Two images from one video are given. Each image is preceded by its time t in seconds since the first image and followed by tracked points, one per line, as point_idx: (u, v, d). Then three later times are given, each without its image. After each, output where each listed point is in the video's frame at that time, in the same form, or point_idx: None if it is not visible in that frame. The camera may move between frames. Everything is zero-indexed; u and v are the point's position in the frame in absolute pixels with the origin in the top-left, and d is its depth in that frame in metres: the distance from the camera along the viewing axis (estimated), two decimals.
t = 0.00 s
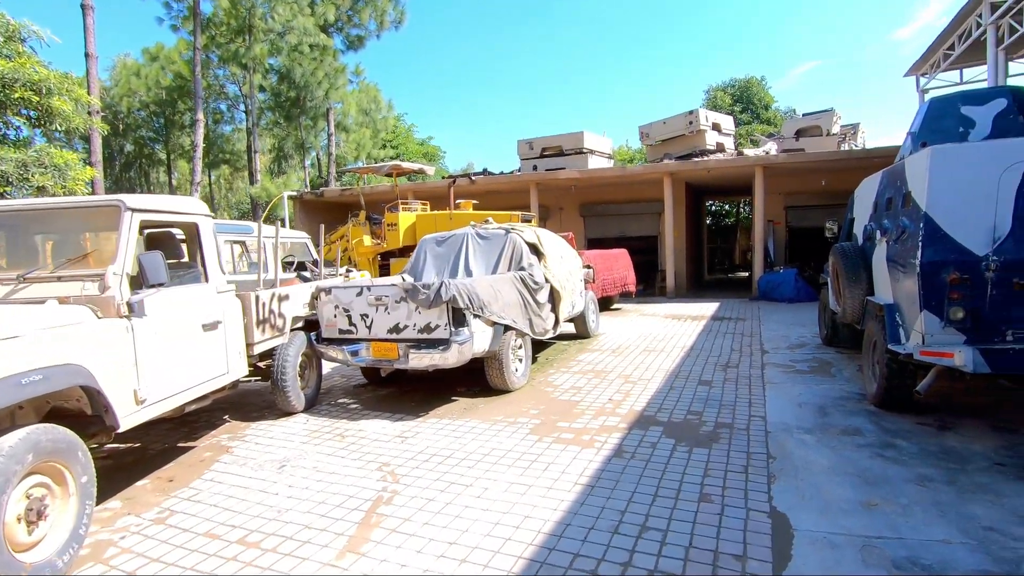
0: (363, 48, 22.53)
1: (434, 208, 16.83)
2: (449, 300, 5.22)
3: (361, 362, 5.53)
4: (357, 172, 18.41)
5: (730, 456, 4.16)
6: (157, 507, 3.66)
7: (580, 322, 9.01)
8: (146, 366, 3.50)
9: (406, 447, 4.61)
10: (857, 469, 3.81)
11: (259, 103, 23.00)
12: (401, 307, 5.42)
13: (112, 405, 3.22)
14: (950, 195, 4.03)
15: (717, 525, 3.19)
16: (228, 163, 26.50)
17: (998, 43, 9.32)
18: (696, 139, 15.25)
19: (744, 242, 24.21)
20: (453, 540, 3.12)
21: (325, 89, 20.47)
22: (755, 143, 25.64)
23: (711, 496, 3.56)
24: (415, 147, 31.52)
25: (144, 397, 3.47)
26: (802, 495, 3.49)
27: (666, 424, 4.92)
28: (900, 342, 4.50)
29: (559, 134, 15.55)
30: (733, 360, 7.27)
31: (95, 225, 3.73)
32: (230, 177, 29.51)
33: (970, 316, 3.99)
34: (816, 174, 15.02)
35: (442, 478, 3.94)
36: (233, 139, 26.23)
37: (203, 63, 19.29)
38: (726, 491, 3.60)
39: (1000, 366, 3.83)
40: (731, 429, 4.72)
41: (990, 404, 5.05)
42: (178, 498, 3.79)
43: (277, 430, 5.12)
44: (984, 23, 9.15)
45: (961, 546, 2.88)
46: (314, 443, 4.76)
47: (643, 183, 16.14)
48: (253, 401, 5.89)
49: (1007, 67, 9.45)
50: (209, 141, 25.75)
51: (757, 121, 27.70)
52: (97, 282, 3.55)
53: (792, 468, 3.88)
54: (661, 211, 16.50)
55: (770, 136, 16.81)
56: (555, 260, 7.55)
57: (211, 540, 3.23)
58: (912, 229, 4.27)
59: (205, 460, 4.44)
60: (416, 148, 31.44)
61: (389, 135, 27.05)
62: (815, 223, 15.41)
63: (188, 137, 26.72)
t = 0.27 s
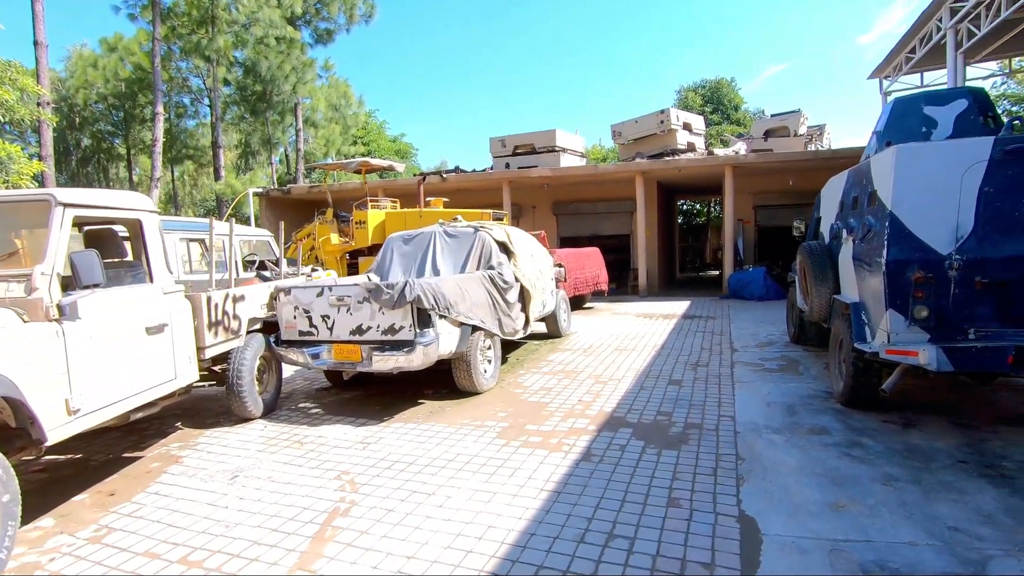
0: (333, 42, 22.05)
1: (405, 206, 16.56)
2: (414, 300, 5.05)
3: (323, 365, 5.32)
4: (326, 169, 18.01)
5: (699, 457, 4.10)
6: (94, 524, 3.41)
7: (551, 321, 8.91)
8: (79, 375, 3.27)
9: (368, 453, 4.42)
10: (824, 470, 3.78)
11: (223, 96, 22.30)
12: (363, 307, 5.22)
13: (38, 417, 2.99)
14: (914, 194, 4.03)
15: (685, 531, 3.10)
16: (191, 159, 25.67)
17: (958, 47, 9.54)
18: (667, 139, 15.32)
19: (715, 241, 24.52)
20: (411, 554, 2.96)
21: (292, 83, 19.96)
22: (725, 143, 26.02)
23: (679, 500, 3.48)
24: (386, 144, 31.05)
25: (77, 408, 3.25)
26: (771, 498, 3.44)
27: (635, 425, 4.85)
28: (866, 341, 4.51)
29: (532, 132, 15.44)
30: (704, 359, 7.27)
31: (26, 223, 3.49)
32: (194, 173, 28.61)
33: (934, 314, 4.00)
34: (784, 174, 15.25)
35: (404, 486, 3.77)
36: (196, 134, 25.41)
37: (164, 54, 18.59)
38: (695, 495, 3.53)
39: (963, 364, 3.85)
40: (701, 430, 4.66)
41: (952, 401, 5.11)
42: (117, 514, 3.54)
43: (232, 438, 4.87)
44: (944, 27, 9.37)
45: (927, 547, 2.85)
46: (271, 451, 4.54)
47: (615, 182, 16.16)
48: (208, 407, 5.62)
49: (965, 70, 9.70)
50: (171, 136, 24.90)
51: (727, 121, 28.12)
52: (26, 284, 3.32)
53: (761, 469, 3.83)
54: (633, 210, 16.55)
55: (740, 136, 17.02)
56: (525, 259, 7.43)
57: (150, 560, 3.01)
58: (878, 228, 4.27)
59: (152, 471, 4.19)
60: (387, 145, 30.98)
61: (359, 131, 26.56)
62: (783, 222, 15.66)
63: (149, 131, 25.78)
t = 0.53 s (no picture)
0: (318, 39, 21.77)
1: (390, 205, 16.38)
2: (390, 303, 4.89)
3: (295, 369, 5.15)
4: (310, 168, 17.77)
5: (680, 466, 3.99)
6: (42, 540, 3.22)
7: (535, 323, 8.79)
8: (23, 383, 3.12)
9: (340, 462, 4.26)
10: (808, 479, 3.68)
11: (205, 93, 21.92)
12: (338, 310, 5.05)
13: None
14: (899, 196, 3.95)
15: (663, 546, 2.99)
16: (173, 156, 25.22)
17: (941, 51, 9.57)
18: (655, 140, 15.28)
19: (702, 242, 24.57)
20: (377, 572, 2.81)
21: (276, 80, 19.67)
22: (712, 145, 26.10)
23: (659, 512, 3.36)
24: (373, 143, 30.78)
25: (21, 417, 3.11)
26: (753, 509, 3.33)
27: (617, 432, 4.73)
28: (851, 345, 4.42)
29: (518, 132, 15.32)
30: (688, 362, 7.18)
31: None
32: (176, 171, 28.13)
33: (918, 318, 3.92)
34: (770, 176, 15.27)
35: (374, 498, 3.62)
36: (179, 131, 24.97)
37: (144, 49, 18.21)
38: (674, 507, 3.41)
39: (948, 370, 3.77)
40: (683, 436, 4.56)
41: (936, 406, 5.06)
42: (69, 529, 3.35)
43: (199, 446, 4.68)
44: (928, 31, 9.39)
45: (912, 562, 2.76)
46: (238, 459, 4.36)
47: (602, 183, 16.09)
48: (176, 414, 5.42)
49: (948, 74, 9.74)
50: (153, 133, 24.45)
51: (714, 123, 28.21)
52: None
53: (743, 479, 3.73)
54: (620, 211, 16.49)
55: (726, 138, 17.04)
56: (508, 261, 7.30)
57: None
58: (862, 231, 4.19)
59: (110, 482, 3.99)
60: (374, 144, 30.71)
61: (345, 130, 26.27)
62: (768, 225, 15.68)
63: (129, 128, 25.29)
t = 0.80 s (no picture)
0: (310, 38, 21.58)
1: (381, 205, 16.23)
2: (370, 306, 4.75)
3: (273, 373, 5.01)
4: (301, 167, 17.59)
5: (665, 476, 3.88)
6: None
7: (524, 326, 8.67)
8: None
9: (316, 471, 4.13)
10: (796, 491, 3.58)
11: (196, 91, 21.67)
12: (316, 313, 4.92)
13: None
14: (890, 200, 3.85)
15: (644, 562, 2.87)
16: (163, 154, 24.95)
17: (934, 54, 9.52)
18: (648, 142, 15.19)
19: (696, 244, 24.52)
20: None
21: (267, 78, 19.48)
22: (706, 147, 26.06)
23: (641, 525, 3.24)
24: (366, 142, 30.59)
25: None
26: (738, 523, 3.23)
27: (602, 439, 4.62)
28: (841, 352, 4.33)
29: (510, 132, 15.20)
30: (678, 367, 7.08)
31: None
32: (168, 170, 27.87)
33: (909, 325, 3.82)
34: (763, 179, 15.21)
35: (348, 510, 3.49)
36: (169, 129, 24.70)
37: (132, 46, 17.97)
38: (658, 520, 3.30)
39: (939, 379, 3.67)
40: (670, 445, 4.45)
41: (927, 414, 4.97)
42: (26, 543, 3.20)
43: (171, 453, 4.53)
44: (922, 33, 9.33)
45: None
46: (211, 468, 4.22)
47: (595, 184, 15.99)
48: (150, 420, 5.26)
49: (941, 77, 9.68)
50: (143, 131, 24.18)
51: (709, 125, 28.18)
52: None
53: (729, 490, 3.62)
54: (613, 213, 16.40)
55: (719, 141, 16.98)
56: (496, 263, 7.17)
57: None
58: (853, 235, 4.09)
59: (75, 492, 3.84)
60: (367, 144, 30.53)
61: (338, 129, 26.08)
62: (761, 228, 15.61)
63: (119, 126, 25.01)
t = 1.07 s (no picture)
0: (299, 34, 21.35)
1: (370, 204, 16.08)
2: (351, 307, 4.62)
3: (252, 376, 4.87)
4: (289, 165, 17.37)
5: (653, 482, 3.79)
6: None
7: (513, 326, 8.57)
8: None
9: (293, 477, 4.00)
10: (785, 497, 3.50)
11: (182, 87, 21.36)
12: (296, 314, 4.78)
13: None
14: (881, 200, 3.78)
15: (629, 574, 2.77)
16: (149, 151, 24.58)
17: (924, 55, 9.51)
18: (638, 141, 15.14)
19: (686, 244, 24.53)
20: None
21: (255, 75, 19.23)
22: (697, 147, 26.07)
23: (626, 534, 3.15)
24: (356, 140, 30.35)
25: None
26: (725, 531, 3.14)
27: (589, 444, 4.52)
28: (831, 355, 4.26)
29: (500, 131, 15.09)
30: (667, 369, 7.00)
31: None
32: (154, 167, 27.47)
33: (900, 328, 3.76)
34: (753, 179, 15.20)
35: (323, 520, 3.36)
36: (155, 126, 24.33)
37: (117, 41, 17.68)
38: (644, 529, 3.20)
39: (930, 382, 3.61)
40: (657, 449, 4.36)
41: (917, 416, 4.92)
42: None
43: (144, 459, 4.37)
44: (911, 34, 9.32)
45: None
46: (184, 475, 4.08)
47: (586, 183, 15.91)
48: (124, 425, 5.10)
49: (930, 77, 9.68)
50: (129, 127, 23.81)
51: (700, 126, 28.22)
52: None
53: (717, 497, 3.53)
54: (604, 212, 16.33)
55: (710, 141, 16.96)
56: (483, 262, 7.06)
57: None
58: (844, 236, 4.02)
59: (39, 501, 3.69)
60: (358, 142, 30.30)
61: (327, 126, 25.83)
62: (752, 228, 15.60)
63: (104, 122, 24.61)
